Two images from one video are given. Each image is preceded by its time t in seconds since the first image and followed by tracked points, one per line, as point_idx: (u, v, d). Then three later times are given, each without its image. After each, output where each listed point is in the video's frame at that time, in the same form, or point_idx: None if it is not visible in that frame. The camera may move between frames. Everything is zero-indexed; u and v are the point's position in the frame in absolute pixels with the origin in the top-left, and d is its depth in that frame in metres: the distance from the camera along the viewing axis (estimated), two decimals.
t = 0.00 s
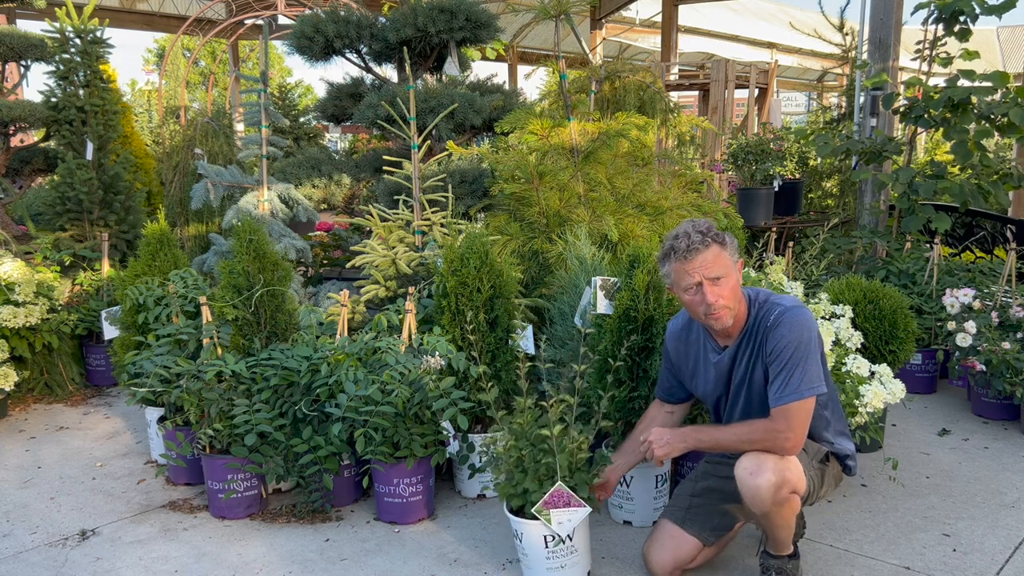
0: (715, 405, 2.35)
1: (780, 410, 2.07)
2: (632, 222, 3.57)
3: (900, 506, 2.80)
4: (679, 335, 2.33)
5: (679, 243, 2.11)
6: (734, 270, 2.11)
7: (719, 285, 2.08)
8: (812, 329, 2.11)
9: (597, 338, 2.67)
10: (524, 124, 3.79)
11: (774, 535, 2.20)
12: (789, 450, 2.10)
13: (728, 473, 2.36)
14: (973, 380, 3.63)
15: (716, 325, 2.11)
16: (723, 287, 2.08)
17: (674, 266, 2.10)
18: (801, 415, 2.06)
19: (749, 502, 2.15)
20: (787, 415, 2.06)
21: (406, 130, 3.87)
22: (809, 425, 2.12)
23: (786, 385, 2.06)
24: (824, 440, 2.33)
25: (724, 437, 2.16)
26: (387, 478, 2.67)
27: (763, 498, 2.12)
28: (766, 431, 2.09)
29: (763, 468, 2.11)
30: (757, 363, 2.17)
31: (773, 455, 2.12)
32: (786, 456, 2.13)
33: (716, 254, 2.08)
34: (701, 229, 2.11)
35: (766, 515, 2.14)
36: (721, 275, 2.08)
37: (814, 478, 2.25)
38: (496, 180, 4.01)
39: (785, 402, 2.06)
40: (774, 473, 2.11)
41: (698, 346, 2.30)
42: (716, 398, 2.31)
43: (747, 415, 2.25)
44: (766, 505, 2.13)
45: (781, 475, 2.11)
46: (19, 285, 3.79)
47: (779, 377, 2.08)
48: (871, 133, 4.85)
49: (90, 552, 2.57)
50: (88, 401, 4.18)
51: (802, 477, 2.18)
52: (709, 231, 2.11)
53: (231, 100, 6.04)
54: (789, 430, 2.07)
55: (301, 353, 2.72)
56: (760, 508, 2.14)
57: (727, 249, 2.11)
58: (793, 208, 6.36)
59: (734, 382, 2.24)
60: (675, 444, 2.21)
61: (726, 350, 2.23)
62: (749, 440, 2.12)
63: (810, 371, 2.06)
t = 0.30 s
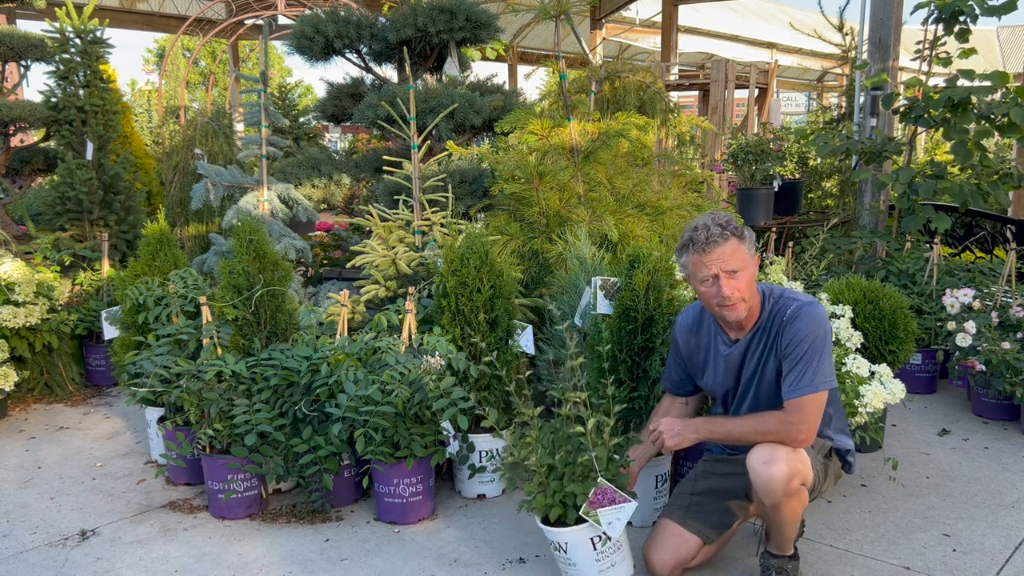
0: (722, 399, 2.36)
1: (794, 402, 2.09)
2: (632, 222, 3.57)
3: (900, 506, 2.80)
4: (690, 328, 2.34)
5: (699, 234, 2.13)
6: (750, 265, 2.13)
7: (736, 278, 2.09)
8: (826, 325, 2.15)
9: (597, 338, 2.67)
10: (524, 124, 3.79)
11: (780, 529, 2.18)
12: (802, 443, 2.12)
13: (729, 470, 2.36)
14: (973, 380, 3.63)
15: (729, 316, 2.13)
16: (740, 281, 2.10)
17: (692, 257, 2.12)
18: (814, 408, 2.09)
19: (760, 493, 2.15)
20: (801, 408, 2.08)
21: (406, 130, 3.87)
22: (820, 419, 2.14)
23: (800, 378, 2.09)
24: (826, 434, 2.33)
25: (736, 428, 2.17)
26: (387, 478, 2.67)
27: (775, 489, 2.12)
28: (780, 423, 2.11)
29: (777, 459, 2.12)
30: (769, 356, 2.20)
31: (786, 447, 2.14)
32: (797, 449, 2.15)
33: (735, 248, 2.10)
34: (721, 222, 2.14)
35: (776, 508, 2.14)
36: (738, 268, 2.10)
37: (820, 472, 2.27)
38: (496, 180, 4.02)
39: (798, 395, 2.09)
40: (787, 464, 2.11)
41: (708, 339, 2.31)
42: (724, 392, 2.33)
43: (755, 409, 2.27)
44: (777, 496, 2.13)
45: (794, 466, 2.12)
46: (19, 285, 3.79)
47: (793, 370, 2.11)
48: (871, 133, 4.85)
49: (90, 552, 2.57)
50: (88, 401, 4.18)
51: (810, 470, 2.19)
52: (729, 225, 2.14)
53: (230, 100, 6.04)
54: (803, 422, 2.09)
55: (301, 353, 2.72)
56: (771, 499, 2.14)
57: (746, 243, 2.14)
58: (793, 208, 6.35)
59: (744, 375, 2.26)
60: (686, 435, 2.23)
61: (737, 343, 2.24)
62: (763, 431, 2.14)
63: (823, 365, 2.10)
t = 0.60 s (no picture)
0: (732, 396, 2.35)
1: (806, 395, 2.11)
2: (632, 222, 3.57)
3: (900, 506, 2.81)
4: (702, 323, 2.34)
5: (714, 237, 2.14)
6: (754, 276, 2.09)
7: (728, 291, 2.10)
8: (842, 323, 2.17)
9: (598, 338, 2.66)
10: (524, 124, 3.79)
11: (785, 523, 2.17)
12: (810, 436, 2.13)
13: (731, 467, 2.37)
14: (973, 380, 3.63)
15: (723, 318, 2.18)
16: (731, 295, 2.10)
17: (705, 255, 2.14)
18: (826, 402, 2.10)
19: (768, 485, 2.14)
20: (812, 401, 2.10)
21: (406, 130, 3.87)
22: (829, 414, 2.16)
23: (813, 373, 2.11)
24: (828, 432, 2.36)
25: (745, 421, 2.18)
26: (387, 478, 2.67)
27: (784, 480, 2.11)
28: (790, 416, 2.12)
29: (786, 450, 2.12)
30: (783, 352, 2.21)
31: (794, 440, 2.14)
32: (804, 443, 2.16)
33: (740, 257, 2.07)
34: (734, 228, 2.12)
35: (783, 500, 2.13)
36: (733, 282, 2.09)
37: (824, 468, 2.28)
38: (496, 180, 4.02)
39: (811, 389, 2.10)
40: (796, 456, 2.11)
41: (721, 334, 2.32)
42: (734, 388, 2.32)
43: (767, 404, 2.27)
44: (786, 488, 2.12)
45: (802, 459, 2.12)
46: (19, 285, 3.79)
47: (808, 364, 2.12)
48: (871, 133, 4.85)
49: (90, 552, 2.57)
50: (88, 401, 4.18)
51: (815, 464, 2.20)
52: (749, 227, 2.12)
53: (230, 100, 6.04)
54: (813, 416, 2.10)
55: (301, 353, 2.72)
56: (779, 491, 2.12)
57: (756, 254, 2.09)
58: (792, 211, 6.32)
59: (756, 370, 2.27)
60: (695, 427, 2.24)
61: (751, 339, 2.25)
62: (774, 423, 2.14)
63: (838, 362, 2.11)
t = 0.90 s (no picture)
0: (735, 396, 2.35)
1: (811, 395, 2.11)
2: (632, 222, 3.57)
3: (900, 506, 2.81)
4: (704, 324, 2.34)
5: (715, 243, 2.13)
6: (754, 284, 2.08)
7: (727, 296, 2.10)
8: (845, 322, 2.17)
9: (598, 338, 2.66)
10: (524, 124, 3.79)
11: (787, 523, 2.17)
12: (815, 436, 2.13)
13: (732, 468, 2.37)
14: (973, 380, 3.63)
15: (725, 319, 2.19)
16: (730, 300, 2.11)
17: (705, 260, 2.13)
18: (831, 401, 2.10)
19: (772, 484, 2.14)
20: (817, 401, 2.10)
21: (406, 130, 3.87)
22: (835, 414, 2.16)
23: (817, 373, 2.11)
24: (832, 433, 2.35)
25: (750, 421, 2.18)
26: (387, 478, 2.67)
27: (788, 479, 2.10)
28: (795, 416, 2.13)
29: (791, 450, 2.12)
30: (786, 352, 2.21)
31: (799, 440, 2.14)
32: (809, 443, 2.16)
33: (739, 265, 2.06)
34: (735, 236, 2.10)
35: (786, 500, 2.13)
36: (732, 289, 2.08)
37: (827, 469, 2.27)
38: (496, 180, 4.02)
39: (815, 388, 2.10)
40: (801, 456, 2.11)
41: (724, 335, 2.31)
42: (737, 388, 2.33)
43: (771, 404, 2.27)
44: (789, 488, 2.12)
45: (807, 458, 2.12)
46: (19, 285, 3.79)
47: (811, 363, 2.13)
48: (871, 133, 4.85)
49: (90, 552, 2.57)
50: (88, 401, 4.18)
51: (820, 465, 2.20)
52: (751, 233, 2.11)
53: (230, 100, 6.04)
54: (817, 415, 2.11)
55: (301, 353, 2.72)
56: (782, 490, 2.12)
57: (756, 262, 2.07)
58: (793, 208, 6.34)
59: (759, 370, 2.27)
60: (699, 427, 2.24)
61: (754, 339, 2.25)
62: (778, 423, 2.14)
63: (842, 361, 2.11)
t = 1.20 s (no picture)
0: (731, 400, 2.35)
1: (805, 400, 2.11)
2: (632, 222, 3.57)
3: (900, 506, 2.81)
4: (697, 329, 2.34)
5: (700, 247, 2.13)
6: (740, 288, 2.08)
7: (716, 301, 2.10)
8: (836, 325, 2.16)
9: (598, 337, 2.66)
10: (524, 124, 3.79)
11: (784, 526, 2.17)
12: (810, 440, 2.12)
13: (732, 470, 2.38)
14: (973, 380, 3.63)
15: (715, 325, 2.18)
16: (719, 305, 2.11)
17: (691, 267, 2.13)
18: (825, 405, 2.10)
19: (767, 489, 2.14)
20: (812, 405, 2.09)
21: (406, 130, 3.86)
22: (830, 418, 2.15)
23: (810, 377, 2.10)
24: (831, 435, 2.34)
25: (746, 425, 2.18)
26: (387, 478, 2.67)
27: (783, 484, 2.10)
28: (790, 421, 2.12)
29: (786, 455, 2.11)
30: (779, 356, 2.21)
31: (794, 445, 2.14)
32: (804, 447, 2.15)
33: (724, 270, 2.06)
34: (718, 241, 2.10)
35: (782, 504, 2.13)
36: (720, 293, 2.08)
37: (825, 472, 2.26)
38: (496, 180, 4.01)
39: (808, 393, 2.10)
40: (796, 461, 2.10)
41: (716, 340, 2.31)
42: (731, 393, 2.33)
43: (766, 408, 2.27)
44: (785, 492, 2.11)
45: (802, 463, 2.12)
46: (19, 285, 3.79)
47: (803, 368, 2.12)
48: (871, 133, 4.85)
49: (90, 552, 2.57)
50: (88, 401, 4.18)
51: (816, 469, 2.19)
52: (734, 236, 2.11)
53: (231, 99, 6.03)
54: (812, 420, 2.10)
55: (301, 353, 2.72)
56: (778, 495, 2.12)
57: (740, 267, 2.07)
58: (793, 208, 6.34)
59: (752, 374, 2.27)
60: (695, 431, 2.24)
61: (746, 343, 2.25)
62: (773, 428, 2.14)
63: (834, 364, 2.11)
